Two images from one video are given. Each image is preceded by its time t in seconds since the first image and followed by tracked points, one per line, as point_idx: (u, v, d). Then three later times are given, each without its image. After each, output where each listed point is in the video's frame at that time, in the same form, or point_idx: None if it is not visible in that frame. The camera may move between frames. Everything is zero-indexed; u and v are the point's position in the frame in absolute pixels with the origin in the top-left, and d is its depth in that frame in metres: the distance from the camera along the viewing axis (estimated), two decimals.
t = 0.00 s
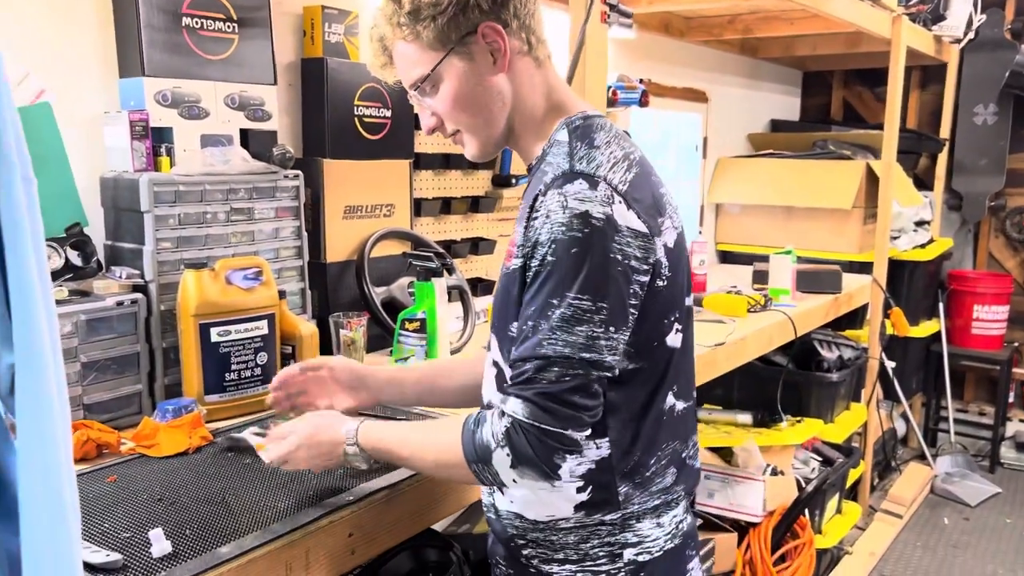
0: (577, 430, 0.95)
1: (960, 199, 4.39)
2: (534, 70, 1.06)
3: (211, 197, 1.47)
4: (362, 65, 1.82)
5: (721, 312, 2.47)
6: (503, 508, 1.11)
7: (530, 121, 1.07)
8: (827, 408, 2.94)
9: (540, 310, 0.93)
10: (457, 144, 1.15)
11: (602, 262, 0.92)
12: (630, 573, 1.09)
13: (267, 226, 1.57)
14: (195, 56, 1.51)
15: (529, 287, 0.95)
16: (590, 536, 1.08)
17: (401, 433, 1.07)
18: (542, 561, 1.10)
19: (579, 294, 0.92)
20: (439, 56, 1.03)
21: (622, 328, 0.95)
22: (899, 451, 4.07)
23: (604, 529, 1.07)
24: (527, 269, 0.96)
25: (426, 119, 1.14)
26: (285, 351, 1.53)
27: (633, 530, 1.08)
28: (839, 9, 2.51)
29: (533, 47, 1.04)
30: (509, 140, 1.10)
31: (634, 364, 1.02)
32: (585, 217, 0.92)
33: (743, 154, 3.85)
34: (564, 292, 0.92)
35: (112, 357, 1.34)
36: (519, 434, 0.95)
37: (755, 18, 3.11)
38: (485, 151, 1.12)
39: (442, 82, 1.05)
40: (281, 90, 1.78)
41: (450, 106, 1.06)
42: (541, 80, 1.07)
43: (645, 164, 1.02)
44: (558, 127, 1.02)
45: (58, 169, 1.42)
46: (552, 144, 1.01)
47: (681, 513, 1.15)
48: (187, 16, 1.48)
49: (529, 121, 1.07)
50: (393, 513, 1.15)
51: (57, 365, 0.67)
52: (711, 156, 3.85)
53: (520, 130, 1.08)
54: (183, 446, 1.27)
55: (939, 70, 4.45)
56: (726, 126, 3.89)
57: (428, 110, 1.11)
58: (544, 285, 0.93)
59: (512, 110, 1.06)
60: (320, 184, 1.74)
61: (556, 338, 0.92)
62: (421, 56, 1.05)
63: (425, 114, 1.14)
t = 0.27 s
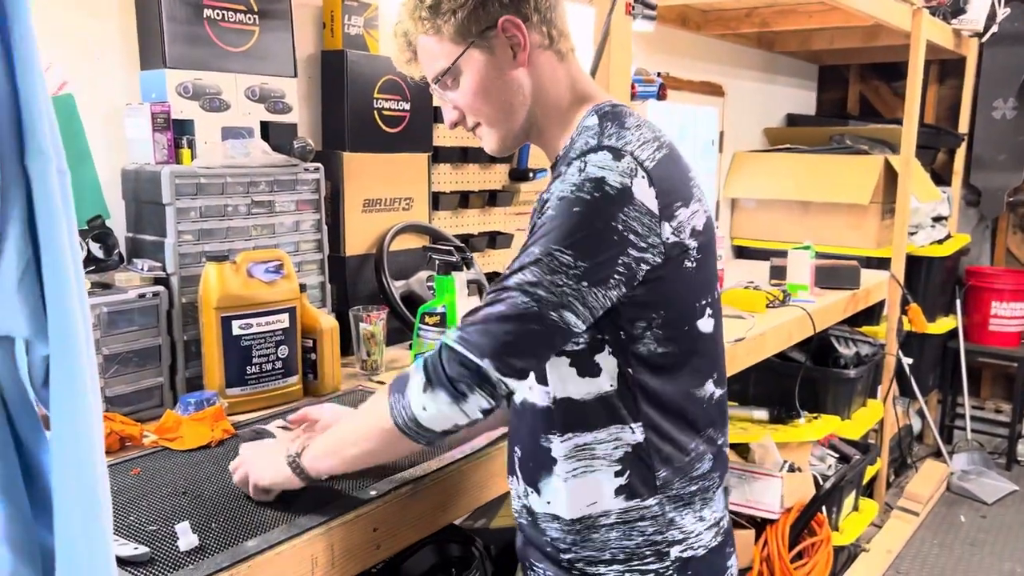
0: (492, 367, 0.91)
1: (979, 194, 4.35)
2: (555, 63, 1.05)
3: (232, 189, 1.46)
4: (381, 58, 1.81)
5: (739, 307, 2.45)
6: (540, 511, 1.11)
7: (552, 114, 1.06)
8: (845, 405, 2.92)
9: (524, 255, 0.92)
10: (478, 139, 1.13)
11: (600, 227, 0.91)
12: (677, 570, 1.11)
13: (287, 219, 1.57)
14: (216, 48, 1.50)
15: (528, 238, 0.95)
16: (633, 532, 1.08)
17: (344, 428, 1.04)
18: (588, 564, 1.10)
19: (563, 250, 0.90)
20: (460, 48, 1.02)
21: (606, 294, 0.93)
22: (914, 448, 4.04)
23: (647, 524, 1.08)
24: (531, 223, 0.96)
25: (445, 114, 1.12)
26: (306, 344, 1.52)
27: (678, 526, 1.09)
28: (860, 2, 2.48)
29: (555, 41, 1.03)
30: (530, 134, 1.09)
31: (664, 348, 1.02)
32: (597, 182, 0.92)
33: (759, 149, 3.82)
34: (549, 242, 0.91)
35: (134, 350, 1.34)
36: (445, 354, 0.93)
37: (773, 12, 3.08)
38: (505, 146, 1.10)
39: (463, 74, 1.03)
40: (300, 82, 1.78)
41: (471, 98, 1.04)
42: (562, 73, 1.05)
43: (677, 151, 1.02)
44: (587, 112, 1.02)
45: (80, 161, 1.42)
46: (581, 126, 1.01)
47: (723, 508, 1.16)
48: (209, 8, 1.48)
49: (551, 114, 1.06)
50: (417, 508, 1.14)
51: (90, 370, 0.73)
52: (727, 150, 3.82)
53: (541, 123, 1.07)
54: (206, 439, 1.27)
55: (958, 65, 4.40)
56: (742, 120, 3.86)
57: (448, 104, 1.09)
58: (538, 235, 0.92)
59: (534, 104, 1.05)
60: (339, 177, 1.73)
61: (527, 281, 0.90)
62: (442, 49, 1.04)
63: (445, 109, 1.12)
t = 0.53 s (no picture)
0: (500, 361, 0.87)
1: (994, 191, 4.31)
2: (572, 59, 1.03)
3: (248, 184, 1.45)
4: (396, 52, 1.80)
5: (754, 304, 2.43)
6: (556, 512, 1.11)
7: (572, 111, 1.04)
8: (859, 404, 2.89)
9: (531, 249, 0.91)
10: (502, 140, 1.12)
11: (607, 218, 0.89)
12: None
13: (302, 214, 1.56)
14: (232, 41, 1.49)
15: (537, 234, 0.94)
16: (648, 538, 1.07)
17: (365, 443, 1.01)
18: (604, 568, 1.10)
19: (569, 242, 0.88)
20: (476, 51, 1.00)
21: (618, 288, 0.90)
22: (928, 446, 4.01)
23: (665, 529, 1.06)
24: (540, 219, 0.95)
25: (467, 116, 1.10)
26: (321, 340, 1.51)
27: (699, 530, 1.07)
28: None
29: (571, 37, 1.01)
30: (551, 132, 1.08)
31: (680, 347, 1.00)
32: (603, 174, 0.91)
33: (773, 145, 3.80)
34: (555, 234, 0.89)
35: (149, 345, 1.33)
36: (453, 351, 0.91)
37: (789, 6, 3.05)
38: (531, 146, 1.09)
39: (480, 78, 1.02)
40: (314, 76, 1.77)
41: (490, 100, 1.03)
42: (579, 69, 1.03)
43: (694, 145, 1.00)
44: (603, 108, 1.01)
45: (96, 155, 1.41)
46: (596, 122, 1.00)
47: (748, 512, 1.14)
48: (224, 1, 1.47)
49: (572, 111, 1.04)
50: (436, 506, 1.13)
51: (114, 368, 0.73)
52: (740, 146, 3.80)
53: (562, 120, 1.05)
54: (223, 436, 1.26)
55: (974, 60, 4.36)
56: (756, 116, 3.84)
57: (469, 107, 1.08)
58: (544, 229, 0.91)
59: (553, 101, 1.03)
60: (354, 172, 1.72)
61: (531, 273, 0.88)
62: (459, 53, 1.02)
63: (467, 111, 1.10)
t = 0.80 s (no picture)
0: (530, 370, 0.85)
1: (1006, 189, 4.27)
2: (592, 55, 1.01)
3: (257, 180, 1.44)
4: (406, 47, 1.78)
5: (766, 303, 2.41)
6: (568, 515, 1.10)
7: (591, 108, 1.03)
8: (870, 404, 2.86)
9: (549, 251, 0.88)
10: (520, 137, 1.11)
11: (627, 217, 0.87)
12: None
13: (311, 210, 1.54)
14: (241, 36, 1.48)
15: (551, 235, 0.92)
16: (657, 546, 1.05)
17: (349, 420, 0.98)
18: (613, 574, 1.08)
19: (589, 243, 0.86)
20: (497, 47, 0.98)
21: (641, 293, 0.88)
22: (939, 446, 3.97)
23: (674, 537, 1.05)
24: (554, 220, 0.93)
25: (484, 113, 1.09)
26: (331, 338, 1.50)
27: (709, 540, 1.05)
28: None
29: (594, 33, 0.99)
30: (570, 129, 1.06)
31: (693, 349, 0.98)
32: (619, 172, 0.88)
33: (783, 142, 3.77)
34: (573, 235, 0.86)
35: (157, 343, 1.32)
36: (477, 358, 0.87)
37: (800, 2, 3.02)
38: (550, 144, 1.08)
39: (501, 75, 1.00)
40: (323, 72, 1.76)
41: (510, 97, 1.01)
42: (599, 65, 1.02)
43: (707, 142, 0.98)
44: (617, 106, 0.99)
45: (104, 151, 1.40)
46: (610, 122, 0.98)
47: (762, 522, 1.12)
48: None
49: (593, 108, 1.03)
50: (447, 508, 1.12)
51: (123, 365, 0.71)
52: (751, 143, 3.77)
53: (582, 118, 1.04)
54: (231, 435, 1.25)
55: (986, 57, 4.31)
56: (766, 113, 3.81)
57: (487, 104, 1.06)
58: (560, 230, 0.89)
59: (574, 99, 1.02)
60: (363, 169, 1.70)
61: (552, 276, 0.85)
62: (479, 49, 1.00)
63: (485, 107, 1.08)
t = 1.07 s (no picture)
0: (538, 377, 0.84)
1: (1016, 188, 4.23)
2: (603, 54, 0.99)
3: (262, 177, 1.42)
4: (413, 43, 1.76)
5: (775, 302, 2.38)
6: (582, 518, 1.08)
7: (601, 107, 1.01)
8: (878, 404, 2.84)
9: (556, 254, 0.86)
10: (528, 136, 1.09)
11: (636, 220, 0.85)
12: None
13: (317, 208, 1.52)
14: (246, 31, 1.46)
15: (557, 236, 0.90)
16: (672, 549, 1.03)
17: (324, 403, 0.96)
18: None
19: (597, 247, 0.84)
20: (505, 45, 0.97)
21: (648, 296, 0.87)
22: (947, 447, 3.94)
23: (689, 542, 1.03)
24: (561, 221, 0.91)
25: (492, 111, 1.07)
26: (337, 337, 1.48)
27: (725, 544, 1.03)
28: None
29: (604, 31, 0.97)
30: (579, 129, 1.04)
31: (704, 351, 0.96)
32: (628, 173, 0.87)
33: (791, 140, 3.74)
34: (582, 239, 0.85)
35: (161, 342, 1.30)
36: (479, 362, 0.86)
37: None
38: (557, 143, 1.07)
39: (509, 72, 0.98)
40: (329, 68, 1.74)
41: (518, 95, 1.00)
42: (610, 63, 0.99)
43: (719, 140, 0.96)
44: (626, 104, 0.97)
45: (108, 148, 1.38)
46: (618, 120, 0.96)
47: (779, 526, 1.10)
48: None
49: (602, 108, 1.01)
50: (454, 510, 1.10)
51: (126, 364, 0.70)
52: (758, 141, 3.74)
53: (591, 117, 1.02)
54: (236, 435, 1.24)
55: (996, 55, 4.28)
56: (773, 110, 3.78)
57: (494, 102, 1.05)
58: (568, 232, 0.87)
59: (583, 98, 1.00)
60: (369, 166, 1.69)
61: (560, 281, 0.84)
62: (487, 46, 0.98)
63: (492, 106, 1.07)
